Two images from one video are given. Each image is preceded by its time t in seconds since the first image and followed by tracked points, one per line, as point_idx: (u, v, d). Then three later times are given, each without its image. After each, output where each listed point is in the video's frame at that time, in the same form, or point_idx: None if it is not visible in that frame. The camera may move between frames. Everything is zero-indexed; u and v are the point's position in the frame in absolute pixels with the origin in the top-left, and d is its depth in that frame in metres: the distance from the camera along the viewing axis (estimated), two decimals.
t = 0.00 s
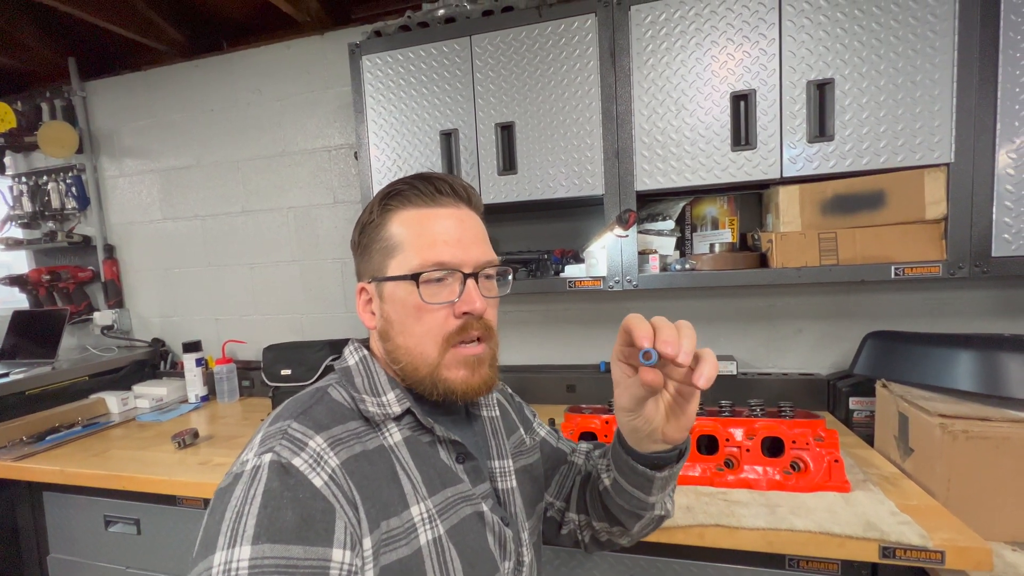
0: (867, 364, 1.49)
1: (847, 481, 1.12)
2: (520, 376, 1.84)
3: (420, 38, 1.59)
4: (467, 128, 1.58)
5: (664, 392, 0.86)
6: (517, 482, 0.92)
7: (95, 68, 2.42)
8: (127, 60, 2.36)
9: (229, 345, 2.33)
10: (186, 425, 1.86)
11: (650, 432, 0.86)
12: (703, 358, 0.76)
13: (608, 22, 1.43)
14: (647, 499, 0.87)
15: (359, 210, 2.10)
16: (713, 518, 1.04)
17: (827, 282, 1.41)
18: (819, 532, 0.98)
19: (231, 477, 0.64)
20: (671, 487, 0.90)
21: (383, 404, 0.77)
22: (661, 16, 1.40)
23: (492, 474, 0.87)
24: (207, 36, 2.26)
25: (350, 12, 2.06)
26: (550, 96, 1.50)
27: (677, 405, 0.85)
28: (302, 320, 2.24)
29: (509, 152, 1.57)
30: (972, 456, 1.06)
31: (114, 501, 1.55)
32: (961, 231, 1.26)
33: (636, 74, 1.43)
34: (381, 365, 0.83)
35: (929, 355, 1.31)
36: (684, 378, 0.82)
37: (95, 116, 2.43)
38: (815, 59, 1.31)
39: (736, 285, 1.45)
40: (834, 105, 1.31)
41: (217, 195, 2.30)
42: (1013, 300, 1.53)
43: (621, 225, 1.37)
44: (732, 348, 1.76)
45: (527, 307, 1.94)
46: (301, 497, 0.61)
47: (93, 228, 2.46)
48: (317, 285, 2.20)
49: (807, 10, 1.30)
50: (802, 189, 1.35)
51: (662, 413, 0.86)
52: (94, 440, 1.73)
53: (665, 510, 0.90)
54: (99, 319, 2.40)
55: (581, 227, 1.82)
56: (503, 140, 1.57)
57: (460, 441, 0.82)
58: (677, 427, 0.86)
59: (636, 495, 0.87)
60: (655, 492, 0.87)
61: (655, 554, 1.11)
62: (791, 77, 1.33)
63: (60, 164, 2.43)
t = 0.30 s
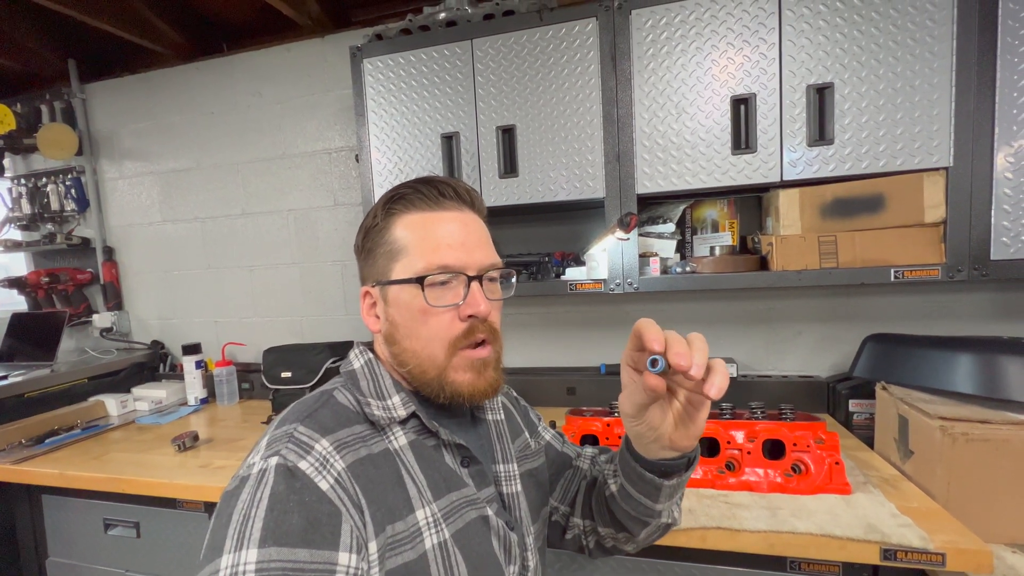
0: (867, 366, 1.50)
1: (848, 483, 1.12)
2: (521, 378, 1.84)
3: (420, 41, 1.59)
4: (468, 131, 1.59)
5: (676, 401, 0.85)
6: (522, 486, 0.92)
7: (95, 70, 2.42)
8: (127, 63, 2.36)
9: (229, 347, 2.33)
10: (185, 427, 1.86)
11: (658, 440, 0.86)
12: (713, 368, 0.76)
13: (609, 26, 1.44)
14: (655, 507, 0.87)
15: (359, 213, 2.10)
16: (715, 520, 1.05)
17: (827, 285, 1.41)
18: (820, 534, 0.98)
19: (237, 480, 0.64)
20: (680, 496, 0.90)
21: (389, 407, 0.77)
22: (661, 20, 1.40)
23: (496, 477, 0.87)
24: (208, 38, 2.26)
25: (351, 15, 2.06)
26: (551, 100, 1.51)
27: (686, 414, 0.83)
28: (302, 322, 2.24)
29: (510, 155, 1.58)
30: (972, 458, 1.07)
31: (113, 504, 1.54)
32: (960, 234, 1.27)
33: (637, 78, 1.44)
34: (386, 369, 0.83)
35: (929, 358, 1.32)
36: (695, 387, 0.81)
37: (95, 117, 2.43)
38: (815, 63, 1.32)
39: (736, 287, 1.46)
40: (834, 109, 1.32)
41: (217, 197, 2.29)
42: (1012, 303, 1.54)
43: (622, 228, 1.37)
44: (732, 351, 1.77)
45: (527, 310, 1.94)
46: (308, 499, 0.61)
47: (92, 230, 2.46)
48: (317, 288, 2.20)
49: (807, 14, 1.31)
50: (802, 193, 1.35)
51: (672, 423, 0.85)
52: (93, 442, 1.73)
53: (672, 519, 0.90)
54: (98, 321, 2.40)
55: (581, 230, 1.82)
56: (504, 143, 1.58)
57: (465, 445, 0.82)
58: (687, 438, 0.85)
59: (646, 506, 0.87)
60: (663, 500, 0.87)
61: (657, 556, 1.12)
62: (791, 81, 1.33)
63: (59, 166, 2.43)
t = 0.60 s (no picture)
0: (865, 365, 1.50)
1: (846, 482, 1.13)
2: (520, 378, 1.84)
3: (419, 42, 1.60)
4: (466, 131, 1.59)
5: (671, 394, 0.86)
6: (521, 484, 0.92)
7: (94, 72, 2.42)
8: (126, 64, 2.36)
9: (228, 348, 2.33)
10: (184, 428, 1.86)
11: (654, 432, 0.87)
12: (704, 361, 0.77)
13: (607, 27, 1.45)
14: (652, 502, 0.87)
15: (358, 214, 2.11)
16: (713, 518, 1.05)
17: (824, 284, 1.42)
18: (817, 531, 0.99)
19: (239, 476, 0.64)
20: (677, 491, 0.90)
21: (388, 404, 0.77)
22: (658, 21, 1.41)
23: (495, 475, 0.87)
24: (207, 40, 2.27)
25: (350, 16, 2.07)
26: (549, 100, 1.52)
27: (681, 406, 0.84)
28: (301, 323, 2.24)
29: (508, 156, 1.58)
30: (968, 456, 1.07)
31: (113, 505, 1.55)
32: (956, 233, 1.28)
33: (634, 78, 1.45)
34: (385, 366, 0.83)
35: (925, 356, 1.32)
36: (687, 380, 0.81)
37: (94, 119, 2.43)
38: (811, 64, 1.32)
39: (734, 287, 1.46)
40: (829, 109, 1.32)
41: (216, 198, 2.30)
42: (1008, 302, 1.54)
43: (620, 227, 1.38)
44: (730, 350, 1.78)
45: (525, 310, 1.95)
46: (308, 495, 0.61)
47: (91, 231, 2.46)
48: (316, 288, 2.20)
49: (803, 15, 1.32)
50: (799, 192, 1.36)
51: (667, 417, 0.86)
52: (92, 443, 1.73)
53: (670, 515, 0.90)
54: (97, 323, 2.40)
55: (579, 230, 1.83)
56: (502, 143, 1.58)
57: (464, 442, 0.83)
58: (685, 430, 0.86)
59: (645, 500, 0.87)
60: (660, 494, 0.87)
61: (655, 554, 1.12)
62: (787, 82, 1.34)
63: (59, 167, 2.43)
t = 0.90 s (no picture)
0: (865, 365, 1.50)
1: (846, 482, 1.12)
2: (519, 379, 1.84)
3: (418, 43, 1.60)
4: (466, 132, 1.59)
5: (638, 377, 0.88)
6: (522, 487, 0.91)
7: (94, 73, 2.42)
8: (126, 65, 2.36)
9: (228, 349, 2.33)
10: (183, 429, 1.85)
11: (627, 416, 0.86)
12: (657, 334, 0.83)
13: (606, 27, 1.45)
14: (638, 494, 0.86)
15: (357, 214, 2.10)
16: (713, 519, 1.05)
17: (825, 284, 1.41)
18: (818, 533, 0.98)
19: (237, 474, 0.64)
20: (665, 486, 0.89)
21: (388, 404, 0.77)
22: (658, 21, 1.41)
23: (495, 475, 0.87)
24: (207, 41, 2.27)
25: (350, 17, 2.07)
26: (549, 101, 1.51)
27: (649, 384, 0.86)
28: (300, 324, 2.24)
29: (508, 156, 1.58)
30: (969, 456, 1.07)
31: (111, 506, 1.54)
32: (956, 233, 1.28)
33: (633, 78, 1.45)
34: (386, 366, 0.83)
35: (926, 356, 1.32)
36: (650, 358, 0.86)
37: (93, 120, 2.43)
38: (810, 63, 1.32)
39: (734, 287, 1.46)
40: (829, 109, 1.32)
41: (215, 199, 2.30)
42: (1008, 302, 1.54)
43: (619, 227, 1.38)
44: (730, 351, 1.77)
45: (525, 310, 1.94)
46: (306, 493, 0.61)
47: (90, 233, 2.46)
48: (316, 289, 2.20)
49: (802, 15, 1.32)
50: (799, 192, 1.36)
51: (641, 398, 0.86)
52: (90, 445, 1.72)
53: (658, 510, 0.88)
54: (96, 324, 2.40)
55: (579, 231, 1.83)
56: (502, 143, 1.58)
57: (464, 442, 0.82)
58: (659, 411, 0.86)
59: (628, 489, 0.87)
60: (644, 485, 0.86)
61: (654, 556, 1.11)
62: (786, 81, 1.34)
63: (58, 168, 2.43)
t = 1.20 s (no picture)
0: (867, 368, 1.49)
1: (848, 486, 1.11)
2: (519, 381, 1.83)
3: (418, 44, 1.60)
4: (466, 133, 1.58)
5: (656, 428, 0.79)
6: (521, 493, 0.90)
7: (94, 75, 2.42)
8: (126, 67, 2.36)
9: (226, 351, 2.32)
10: (181, 431, 1.84)
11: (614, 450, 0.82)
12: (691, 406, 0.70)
13: (606, 28, 1.44)
14: (615, 523, 0.82)
15: (357, 216, 2.10)
16: (715, 524, 1.04)
17: (826, 286, 1.41)
18: (821, 538, 0.97)
19: (236, 477, 0.63)
20: (650, 526, 0.82)
21: (387, 407, 0.76)
22: (658, 22, 1.41)
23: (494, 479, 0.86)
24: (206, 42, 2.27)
25: (350, 19, 2.07)
26: (549, 102, 1.51)
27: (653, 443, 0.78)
28: (299, 325, 2.23)
29: (508, 158, 1.57)
30: (972, 461, 1.06)
31: (107, 509, 1.53)
32: (958, 235, 1.27)
33: (634, 80, 1.44)
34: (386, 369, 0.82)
35: (928, 359, 1.31)
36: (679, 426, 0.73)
37: (93, 121, 2.43)
38: (812, 65, 1.32)
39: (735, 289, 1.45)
40: (831, 111, 1.32)
41: (215, 200, 2.29)
42: (1010, 305, 1.53)
43: (620, 229, 1.38)
44: (731, 353, 1.76)
45: (524, 313, 1.94)
46: (304, 497, 0.60)
47: (89, 234, 2.45)
48: (315, 290, 2.19)
49: (803, 16, 1.31)
50: (800, 194, 1.35)
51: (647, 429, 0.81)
52: (87, 447, 1.71)
53: (634, 545, 0.83)
54: (95, 326, 2.39)
55: (579, 233, 1.82)
56: (501, 145, 1.57)
57: (463, 446, 0.81)
58: (644, 465, 0.79)
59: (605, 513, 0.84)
60: (623, 520, 0.82)
61: (655, 560, 1.10)
62: (787, 83, 1.33)
63: (57, 170, 2.42)
